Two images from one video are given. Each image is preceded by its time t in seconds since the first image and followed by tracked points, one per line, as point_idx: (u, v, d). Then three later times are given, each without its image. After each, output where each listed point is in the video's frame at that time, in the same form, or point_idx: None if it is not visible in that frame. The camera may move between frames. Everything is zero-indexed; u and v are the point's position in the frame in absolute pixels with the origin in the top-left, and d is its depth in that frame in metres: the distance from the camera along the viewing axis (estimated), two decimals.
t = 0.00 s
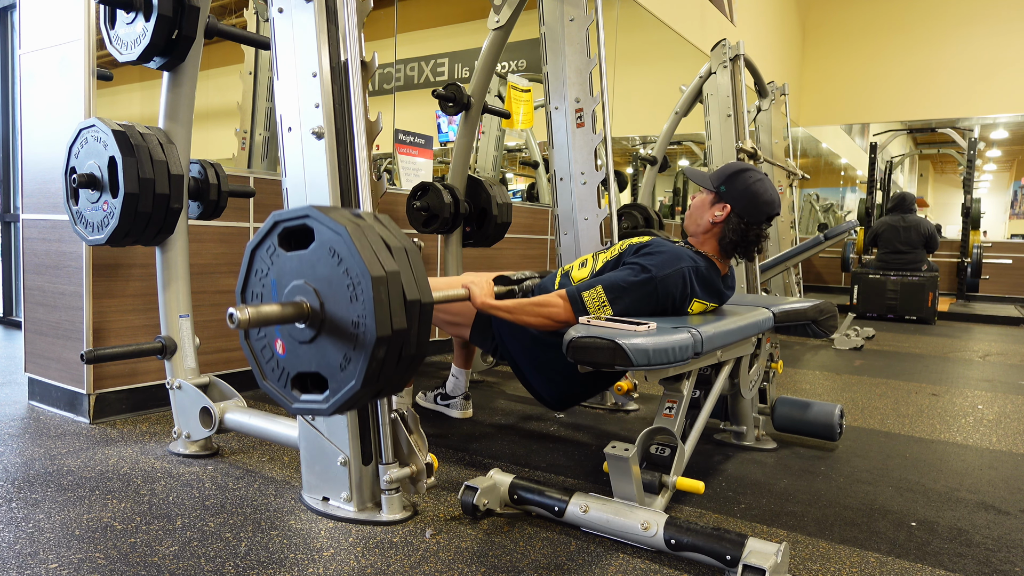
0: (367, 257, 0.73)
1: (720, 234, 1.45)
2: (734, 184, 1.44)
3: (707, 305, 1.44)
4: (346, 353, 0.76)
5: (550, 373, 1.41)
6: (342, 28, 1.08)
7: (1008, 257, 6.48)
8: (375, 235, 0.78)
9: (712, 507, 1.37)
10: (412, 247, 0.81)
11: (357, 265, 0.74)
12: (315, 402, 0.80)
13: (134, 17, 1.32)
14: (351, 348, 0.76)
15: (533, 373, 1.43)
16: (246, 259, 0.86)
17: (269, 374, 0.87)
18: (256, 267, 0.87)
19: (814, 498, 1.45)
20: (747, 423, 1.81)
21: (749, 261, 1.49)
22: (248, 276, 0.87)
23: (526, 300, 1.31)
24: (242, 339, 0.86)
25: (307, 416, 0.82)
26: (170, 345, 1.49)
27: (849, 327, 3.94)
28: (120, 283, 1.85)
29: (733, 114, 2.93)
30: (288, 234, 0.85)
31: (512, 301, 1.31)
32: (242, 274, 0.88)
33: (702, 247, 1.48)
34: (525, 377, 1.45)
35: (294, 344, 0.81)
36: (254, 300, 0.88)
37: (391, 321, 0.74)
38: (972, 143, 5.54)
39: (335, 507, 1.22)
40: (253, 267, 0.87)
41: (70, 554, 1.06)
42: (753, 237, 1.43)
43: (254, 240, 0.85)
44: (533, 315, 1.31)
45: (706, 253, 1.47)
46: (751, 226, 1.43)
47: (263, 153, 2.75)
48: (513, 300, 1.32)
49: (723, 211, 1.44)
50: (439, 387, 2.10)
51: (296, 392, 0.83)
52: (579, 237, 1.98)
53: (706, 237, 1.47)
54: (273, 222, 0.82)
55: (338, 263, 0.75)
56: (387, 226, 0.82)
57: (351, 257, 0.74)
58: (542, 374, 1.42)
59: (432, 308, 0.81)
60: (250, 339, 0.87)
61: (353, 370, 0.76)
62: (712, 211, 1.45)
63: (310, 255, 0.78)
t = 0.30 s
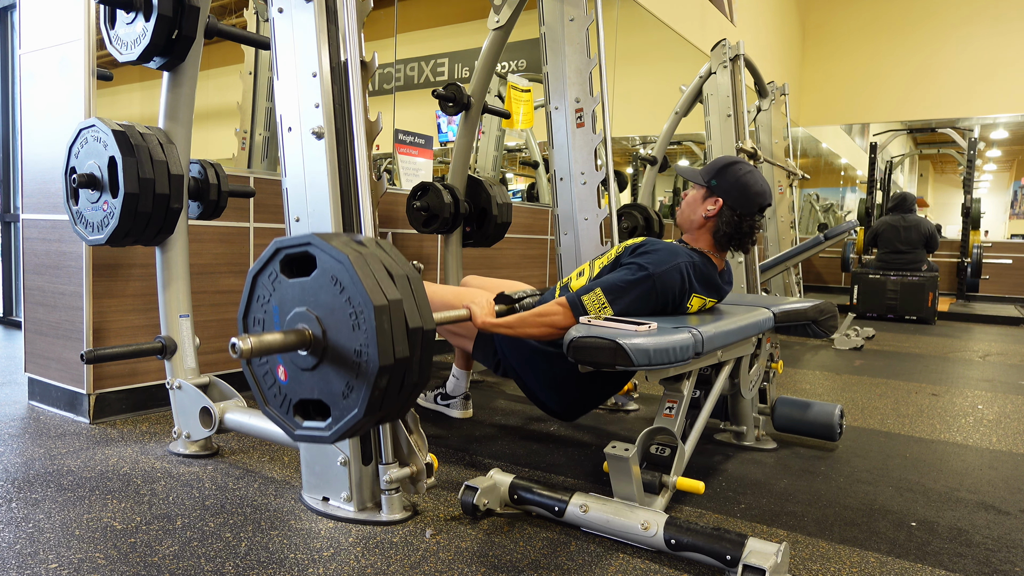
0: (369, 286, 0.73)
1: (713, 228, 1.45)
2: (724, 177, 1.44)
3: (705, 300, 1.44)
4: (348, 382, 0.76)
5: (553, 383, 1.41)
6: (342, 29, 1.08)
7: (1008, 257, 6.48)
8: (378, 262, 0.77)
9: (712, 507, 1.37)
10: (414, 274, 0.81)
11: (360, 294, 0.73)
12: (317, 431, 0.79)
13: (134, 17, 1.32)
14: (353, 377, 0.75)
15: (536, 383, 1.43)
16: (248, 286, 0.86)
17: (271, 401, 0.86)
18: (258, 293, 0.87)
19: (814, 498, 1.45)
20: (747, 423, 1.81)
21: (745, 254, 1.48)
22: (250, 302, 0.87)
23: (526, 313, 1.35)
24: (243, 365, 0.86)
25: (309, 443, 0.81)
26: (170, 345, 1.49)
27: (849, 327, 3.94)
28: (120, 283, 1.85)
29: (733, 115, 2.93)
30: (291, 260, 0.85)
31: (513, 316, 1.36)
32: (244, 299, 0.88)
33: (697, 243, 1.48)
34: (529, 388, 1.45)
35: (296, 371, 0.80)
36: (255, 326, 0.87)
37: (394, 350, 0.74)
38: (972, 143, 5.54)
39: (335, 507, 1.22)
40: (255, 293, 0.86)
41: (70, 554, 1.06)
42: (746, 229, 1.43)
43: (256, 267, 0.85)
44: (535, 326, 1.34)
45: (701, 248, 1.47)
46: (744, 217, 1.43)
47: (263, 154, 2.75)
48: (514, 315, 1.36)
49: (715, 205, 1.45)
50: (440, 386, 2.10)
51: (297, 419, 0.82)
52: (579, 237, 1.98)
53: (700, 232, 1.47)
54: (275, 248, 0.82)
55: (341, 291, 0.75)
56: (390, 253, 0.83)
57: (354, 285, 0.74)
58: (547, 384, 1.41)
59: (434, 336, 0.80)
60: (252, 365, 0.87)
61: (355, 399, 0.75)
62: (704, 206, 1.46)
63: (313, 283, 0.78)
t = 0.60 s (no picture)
0: (371, 307, 0.73)
1: (706, 224, 1.45)
2: (712, 173, 1.44)
3: (702, 295, 1.44)
4: (349, 403, 0.76)
5: (553, 391, 1.40)
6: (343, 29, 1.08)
7: (1008, 257, 6.48)
8: (379, 282, 0.78)
9: (712, 507, 1.37)
10: (416, 293, 0.81)
11: (362, 315, 0.74)
12: (320, 449, 0.80)
13: (134, 17, 1.32)
14: (355, 398, 0.76)
15: (538, 392, 1.42)
16: (251, 304, 0.87)
17: (273, 418, 0.87)
18: (260, 311, 0.87)
19: (814, 498, 1.45)
20: (747, 423, 1.81)
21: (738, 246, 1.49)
22: (253, 319, 0.88)
23: (528, 323, 1.33)
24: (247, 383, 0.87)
25: (311, 460, 0.82)
26: (170, 345, 1.49)
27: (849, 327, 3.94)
28: (120, 283, 1.85)
29: (733, 115, 2.93)
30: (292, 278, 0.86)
31: (514, 327, 1.34)
32: (246, 317, 0.89)
33: (690, 241, 1.47)
34: (532, 397, 1.45)
35: (298, 390, 0.81)
36: (257, 344, 0.88)
37: (395, 371, 0.74)
38: (972, 143, 5.54)
39: (335, 507, 1.22)
40: (257, 311, 0.87)
41: (70, 554, 1.06)
42: (738, 222, 1.44)
43: (257, 285, 0.85)
44: (537, 333, 1.33)
45: (695, 246, 1.46)
46: (735, 210, 1.44)
47: (263, 154, 2.75)
48: (514, 326, 1.35)
49: (706, 201, 1.44)
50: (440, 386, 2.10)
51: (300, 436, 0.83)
52: (579, 237, 1.98)
53: (692, 230, 1.47)
54: (277, 267, 0.83)
55: (343, 312, 0.76)
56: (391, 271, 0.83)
57: (355, 306, 0.74)
58: (547, 391, 1.41)
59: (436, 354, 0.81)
60: (255, 384, 0.88)
61: (356, 419, 0.76)
62: (694, 203, 1.46)
63: (315, 303, 0.79)
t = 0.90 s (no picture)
0: (372, 322, 0.73)
1: (699, 223, 1.45)
2: (703, 173, 1.44)
3: (701, 293, 1.44)
4: (351, 418, 0.76)
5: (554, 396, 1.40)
6: (343, 28, 1.08)
7: (1008, 257, 6.48)
8: (380, 297, 0.78)
9: (712, 507, 1.37)
10: (417, 307, 0.81)
11: (363, 330, 0.74)
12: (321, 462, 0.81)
13: (134, 17, 1.32)
14: (356, 413, 0.76)
15: (539, 398, 1.42)
16: (251, 318, 0.87)
17: (275, 432, 0.88)
18: (261, 326, 0.88)
19: (813, 498, 1.45)
20: (747, 423, 1.81)
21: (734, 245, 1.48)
22: (253, 333, 0.88)
23: (528, 330, 1.34)
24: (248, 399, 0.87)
25: (314, 475, 0.82)
26: (170, 345, 1.49)
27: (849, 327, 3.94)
28: (120, 282, 1.85)
29: (733, 114, 2.93)
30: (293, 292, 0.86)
31: (516, 335, 1.35)
32: (247, 330, 0.89)
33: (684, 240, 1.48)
34: (534, 405, 1.44)
35: (299, 405, 0.82)
36: (258, 358, 0.88)
37: (396, 386, 0.74)
38: (972, 143, 5.54)
39: (335, 507, 1.22)
40: (258, 325, 0.87)
41: (70, 554, 1.06)
42: (732, 220, 1.43)
43: (258, 299, 0.86)
44: (538, 339, 1.34)
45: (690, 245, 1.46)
46: (729, 209, 1.43)
47: (263, 153, 2.75)
48: (515, 334, 1.36)
49: (698, 201, 1.44)
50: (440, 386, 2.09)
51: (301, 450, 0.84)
52: (579, 237, 1.98)
53: (686, 230, 1.47)
54: (279, 282, 0.83)
55: (344, 326, 0.76)
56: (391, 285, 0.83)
57: (357, 321, 0.74)
58: (548, 398, 1.41)
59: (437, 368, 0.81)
60: (256, 398, 0.89)
61: (358, 434, 0.76)
62: (687, 203, 1.46)
63: (316, 317, 0.79)
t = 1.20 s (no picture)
0: (372, 325, 0.74)
1: (698, 223, 1.45)
2: (701, 173, 1.44)
3: (700, 292, 1.44)
4: (351, 420, 0.78)
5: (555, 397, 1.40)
6: (342, 28, 1.08)
7: (1008, 257, 6.48)
8: (380, 300, 0.78)
9: (712, 507, 1.37)
10: (415, 309, 0.82)
11: (363, 335, 0.75)
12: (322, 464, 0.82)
13: (134, 17, 1.32)
14: (357, 415, 0.77)
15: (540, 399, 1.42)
16: (251, 319, 0.87)
17: (275, 434, 0.88)
18: (260, 327, 0.88)
19: (814, 498, 1.45)
20: (747, 423, 1.81)
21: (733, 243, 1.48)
22: (253, 335, 0.88)
23: (528, 330, 1.34)
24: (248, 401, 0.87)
25: (315, 475, 0.84)
26: (170, 345, 1.49)
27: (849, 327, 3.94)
28: (120, 282, 1.85)
29: (733, 114, 2.93)
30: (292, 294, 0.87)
31: (516, 336, 1.35)
32: (247, 332, 0.89)
33: (683, 241, 1.48)
34: (535, 406, 1.44)
35: (300, 407, 0.82)
36: (258, 359, 0.89)
37: (396, 388, 0.75)
38: (972, 143, 5.54)
39: (335, 507, 1.22)
40: (257, 326, 0.88)
41: (70, 554, 1.06)
42: (730, 220, 1.43)
43: (258, 301, 0.86)
44: (538, 340, 1.34)
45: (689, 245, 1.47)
46: (727, 209, 1.43)
47: (263, 153, 2.75)
48: (515, 335, 1.36)
49: (696, 201, 1.44)
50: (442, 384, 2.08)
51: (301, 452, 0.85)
52: (579, 237, 1.98)
53: (684, 230, 1.48)
54: (278, 284, 0.83)
55: (344, 330, 0.76)
56: (390, 288, 0.83)
57: (357, 325, 0.75)
58: (548, 399, 1.41)
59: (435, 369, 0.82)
60: (257, 399, 0.89)
61: (359, 436, 0.77)
62: (685, 203, 1.46)
63: (316, 320, 0.79)
